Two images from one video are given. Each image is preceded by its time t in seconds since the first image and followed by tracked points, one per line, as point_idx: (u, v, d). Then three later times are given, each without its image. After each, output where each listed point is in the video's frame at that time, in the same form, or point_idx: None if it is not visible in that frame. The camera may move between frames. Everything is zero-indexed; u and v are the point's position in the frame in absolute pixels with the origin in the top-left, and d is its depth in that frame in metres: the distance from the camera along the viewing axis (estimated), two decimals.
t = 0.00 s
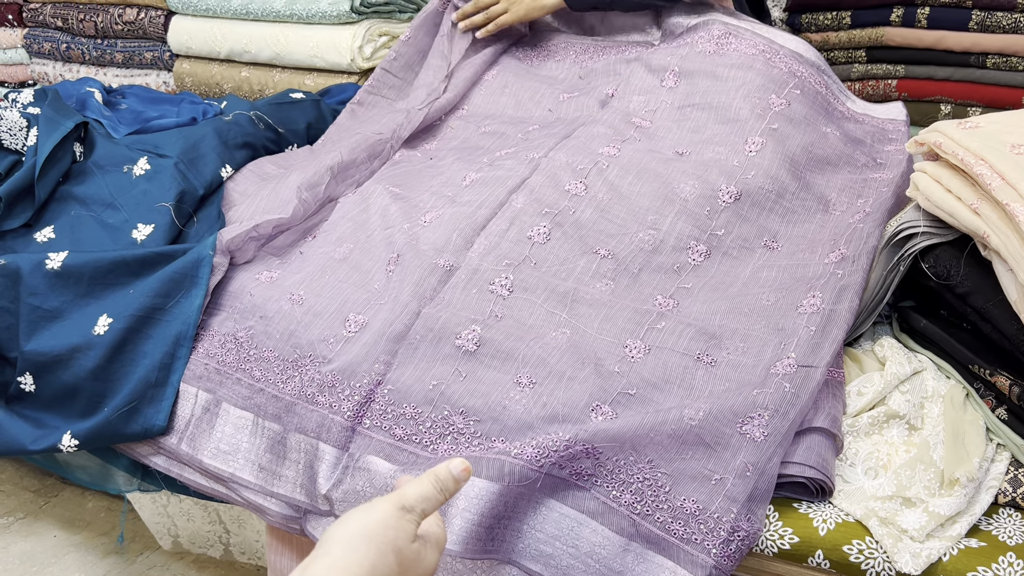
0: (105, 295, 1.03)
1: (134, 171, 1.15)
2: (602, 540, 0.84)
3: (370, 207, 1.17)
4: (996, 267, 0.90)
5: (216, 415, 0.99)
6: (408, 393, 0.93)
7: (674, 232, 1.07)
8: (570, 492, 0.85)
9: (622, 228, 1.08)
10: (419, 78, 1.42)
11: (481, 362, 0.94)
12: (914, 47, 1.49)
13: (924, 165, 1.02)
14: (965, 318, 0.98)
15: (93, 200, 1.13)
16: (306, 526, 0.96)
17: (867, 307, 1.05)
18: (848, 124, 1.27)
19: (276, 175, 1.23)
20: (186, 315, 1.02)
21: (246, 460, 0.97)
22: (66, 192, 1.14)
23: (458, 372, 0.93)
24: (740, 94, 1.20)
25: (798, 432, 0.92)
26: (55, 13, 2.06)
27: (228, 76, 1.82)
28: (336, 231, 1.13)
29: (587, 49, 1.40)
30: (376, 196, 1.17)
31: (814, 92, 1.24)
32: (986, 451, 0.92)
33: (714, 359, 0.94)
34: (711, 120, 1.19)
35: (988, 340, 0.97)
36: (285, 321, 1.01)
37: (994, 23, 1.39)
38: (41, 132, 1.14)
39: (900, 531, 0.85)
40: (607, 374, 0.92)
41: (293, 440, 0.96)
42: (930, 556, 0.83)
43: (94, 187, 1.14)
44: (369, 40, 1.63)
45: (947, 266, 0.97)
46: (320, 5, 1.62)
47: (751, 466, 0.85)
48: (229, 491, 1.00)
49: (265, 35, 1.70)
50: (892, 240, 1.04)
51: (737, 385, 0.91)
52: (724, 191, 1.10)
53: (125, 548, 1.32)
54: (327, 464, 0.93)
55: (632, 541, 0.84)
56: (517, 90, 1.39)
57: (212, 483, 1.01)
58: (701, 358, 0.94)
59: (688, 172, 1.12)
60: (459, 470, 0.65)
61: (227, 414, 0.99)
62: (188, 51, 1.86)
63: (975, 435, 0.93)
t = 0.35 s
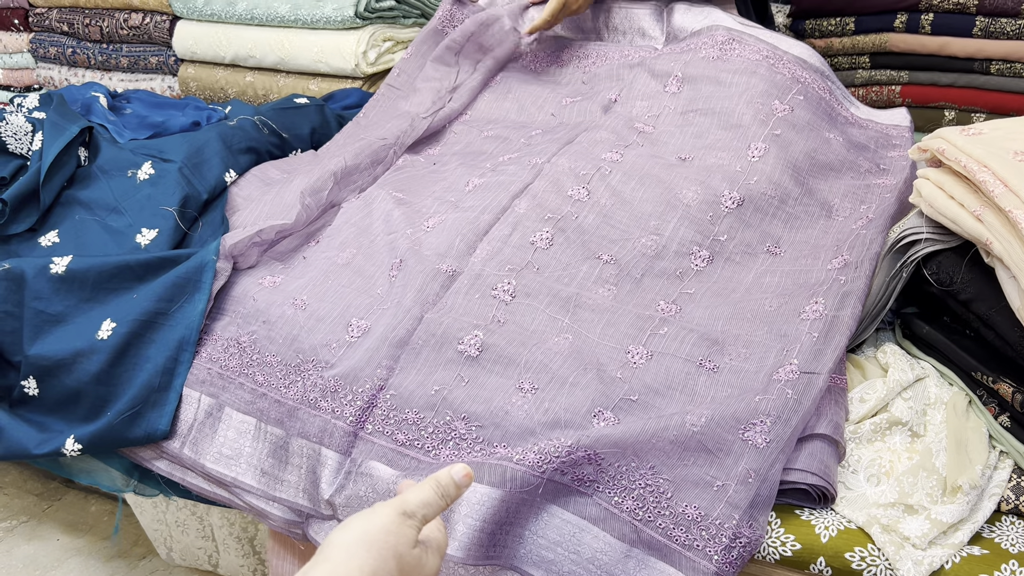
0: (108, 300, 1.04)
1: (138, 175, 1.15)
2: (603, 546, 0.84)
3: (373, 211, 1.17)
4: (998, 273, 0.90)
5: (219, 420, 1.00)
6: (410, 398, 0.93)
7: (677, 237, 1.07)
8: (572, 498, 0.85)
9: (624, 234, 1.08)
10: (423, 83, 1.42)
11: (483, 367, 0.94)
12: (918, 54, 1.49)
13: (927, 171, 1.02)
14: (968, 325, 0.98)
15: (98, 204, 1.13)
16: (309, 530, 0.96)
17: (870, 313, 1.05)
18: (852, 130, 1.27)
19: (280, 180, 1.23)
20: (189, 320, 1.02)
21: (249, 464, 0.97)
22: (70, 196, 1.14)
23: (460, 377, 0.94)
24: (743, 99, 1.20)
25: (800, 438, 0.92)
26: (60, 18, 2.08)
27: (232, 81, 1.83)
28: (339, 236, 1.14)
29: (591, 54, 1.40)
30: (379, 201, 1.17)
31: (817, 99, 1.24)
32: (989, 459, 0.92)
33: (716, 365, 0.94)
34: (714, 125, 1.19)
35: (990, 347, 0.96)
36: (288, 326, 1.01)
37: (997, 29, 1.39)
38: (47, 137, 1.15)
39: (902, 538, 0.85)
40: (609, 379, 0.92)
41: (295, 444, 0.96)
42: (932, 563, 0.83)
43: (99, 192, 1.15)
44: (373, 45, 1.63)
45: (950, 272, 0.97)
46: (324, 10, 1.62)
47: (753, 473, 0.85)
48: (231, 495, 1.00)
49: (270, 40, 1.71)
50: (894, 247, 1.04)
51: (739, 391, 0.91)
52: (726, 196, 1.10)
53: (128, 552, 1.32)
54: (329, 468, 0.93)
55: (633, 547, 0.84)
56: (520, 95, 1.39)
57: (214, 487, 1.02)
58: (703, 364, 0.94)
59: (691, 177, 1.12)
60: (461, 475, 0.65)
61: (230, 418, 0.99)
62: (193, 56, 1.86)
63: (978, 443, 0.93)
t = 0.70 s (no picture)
0: (116, 310, 1.04)
1: (146, 185, 1.16)
2: (608, 558, 0.84)
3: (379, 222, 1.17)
4: (1006, 286, 0.90)
5: (225, 429, 1.00)
6: (415, 408, 0.93)
7: (684, 248, 1.07)
8: (576, 509, 0.85)
9: (630, 244, 1.08)
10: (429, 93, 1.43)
11: (489, 377, 0.94)
12: (925, 66, 1.50)
13: (934, 183, 1.02)
14: (976, 338, 0.98)
15: (106, 214, 1.14)
16: (313, 540, 0.96)
17: (877, 325, 1.05)
18: (859, 142, 1.27)
19: (286, 189, 1.24)
20: (196, 330, 1.02)
21: (254, 473, 0.97)
22: (78, 205, 1.15)
23: (465, 388, 0.94)
24: (750, 111, 1.20)
25: (807, 450, 0.91)
26: (70, 29, 2.10)
27: (240, 91, 1.83)
28: (346, 247, 1.14)
29: (598, 66, 1.41)
30: (386, 212, 1.18)
31: (825, 111, 1.24)
32: (997, 472, 0.92)
33: (723, 377, 0.94)
34: (721, 137, 1.19)
35: (998, 360, 0.96)
36: (294, 335, 1.02)
37: (1004, 42, 1.38)
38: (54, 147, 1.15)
39: (909, 551, 0.85)
40: (614, 391, 0.92)
41: (300, 454, 0.96)
42: None
43: (107, 201, 1.15)
44: (381, 56, 1.64)
45: (957, 285, 0.97)
46: (333, 21, 1.63)
47: (759, 485, 0.84)
48: (236, 505, 1.00)
49: (278, 51, 1.72)
50: (899, 259, 1.04)
51: (745, 404, 0.91)
52: (733, 208, 1.10)
53: (133, 561, 1.32)
54: (333, 479, 0.93)
55: (639, 560, 0.84)
56: (527, 106, 1.40)
57: (219, 497, 1.02)
58: (709, 376, 0.94)
59: (697, 188, 1.12)
60: (465, 485, 0.64)
61: (235, 428, 0.99)
62: (202, 66, 1.88)
63: (985, 456, 0.92)
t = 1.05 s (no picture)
0: (126, 325, 1.04)
1: (158, 200, 1.16)
2: None
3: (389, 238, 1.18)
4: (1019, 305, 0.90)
5: (234, 444, 1.00)
6: (424, 425, 0.92)
7: (694, 265, 1.07)
8: (586, 528, 0.84)
9: (640, 261, 1.08)
10: (439, 110, 1.43)
11: (498, 394, 0.94)
12: (935, 85, 1.50)
13: (946, 201, 1.02)
14: (989, 357, 0.97)
15: (117, 229, 1.15)
16: (320, 557, 0.96)
17: (888, 343, 1.04)
18: (870, 161, 1.27)
19: (296, 205, 1.24)
20: (206, 345, 1.03)
21: (261, 489, 0.97)
22: (90, 220, 1.15)
23: (474, 405, 0.93)
24: (760, 129, 1.20)
25: (818, 469, 0.90)
26: (85, 45, 2.14)
27: (252, 108, 1.85)
28: (357, 263, 1.14)
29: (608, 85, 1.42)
30: (396, 228, 1.18)
31: (835, 129, 1.24)
32: (1011, 493, 0.91)
33: (734, 395, 0.93)
34: (731, 155, 1.19)
35: (1011, 380, 0.96)
36: (304, 351, 1.02)
37: (1016, 61, 1.39)
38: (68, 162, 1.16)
39: (923, 573, 0.84)
40: (625, 409, 0.91)
41: (309, 470, 0.96)
42: None
43: (119, 216, 1.16)
44: (392, 74, 1.65)
45: (970, 304, 0.96)
46: (344, 39, 1.64)
47: (771, 504, 0.84)
48: (244, 521, 1.00)
49: (290, 68, 1.73)
50: (911, 277, 1.03)
51: (756, 422, 0.90)
52: (743, 225, 1.10)
53: None
54: (341, 496, 0.93)
55: None
56: (537, 124, 1.40)
57: (227, 513, 1.01)
58: (720, 394, 0.93)
59: (707, 206, 1.13)
60: (474, 501, 0.64)
61: (243, 443, 0.99)
62: (214, 83, 1.90)
63: (999, 476, 0.92)
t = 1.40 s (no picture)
0: (135, 357, 1.03)
1: (168, 231, 1.16)
2: None
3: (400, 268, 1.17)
4: None
5: (241, 478, 0.99)
6: (433, 460, 0.91)
7: (708, 299, 1.06)
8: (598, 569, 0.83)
9: (653, 294, 1.07)
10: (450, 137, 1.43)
11: (509, 430, 0.92)
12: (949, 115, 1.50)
13: (964, 236, 1.01)
14: (1009, 395, 0.95)
15: (128, 259, 1.14)
16: None
17: (906, 380, 1.02)
18: (885, 192, 1.26)
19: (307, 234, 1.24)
20: (214, 377, 1.01)
21: (269, 525, 0.96)
22: (101, 250, 1.15)
23: (485, 440, 0.92)
24: (773, 160, 1.19)
25: (836, 510, 0.88)
26: (99, 74, 2.17)
27: (264, 136, 1.86)
28: (366, 293, 1.14)
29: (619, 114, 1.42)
30: (406, 259, 1.18)
31: (850, 160, 1.23)
32: None
33: (749, 432, 0.91)
34: (744, 186, 1.18)
35: None
36: (312, 384, 1.00)
37: None
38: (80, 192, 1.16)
39: None
40: (638, 446, 0.90)
41: (316, 506, 0.94)
42: None
43: (130, 247, 1.16)
44: (403, 103, 1.66)
45: (990, 340, 0.95)
46: (356, 68, 1.64)
47: (789, 547, 0.81)
48: (251, 556, 0.98)
49: (302, 98, 1.74)
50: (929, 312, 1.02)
51: (772, 460, 0.88)
52: (757, 258, 1.09)
53: None
54: (349, 533, 0.92)
55: None
56: (548, 153, 1.40)
57: (234, 548, 1.00)
58: (735, 431, 0.91)
59: (721, 238, 1.11)
60: (486, 547, 0.63)
61: (250, 477, 0.98)
62: (226, 112, 1.92)
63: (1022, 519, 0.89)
